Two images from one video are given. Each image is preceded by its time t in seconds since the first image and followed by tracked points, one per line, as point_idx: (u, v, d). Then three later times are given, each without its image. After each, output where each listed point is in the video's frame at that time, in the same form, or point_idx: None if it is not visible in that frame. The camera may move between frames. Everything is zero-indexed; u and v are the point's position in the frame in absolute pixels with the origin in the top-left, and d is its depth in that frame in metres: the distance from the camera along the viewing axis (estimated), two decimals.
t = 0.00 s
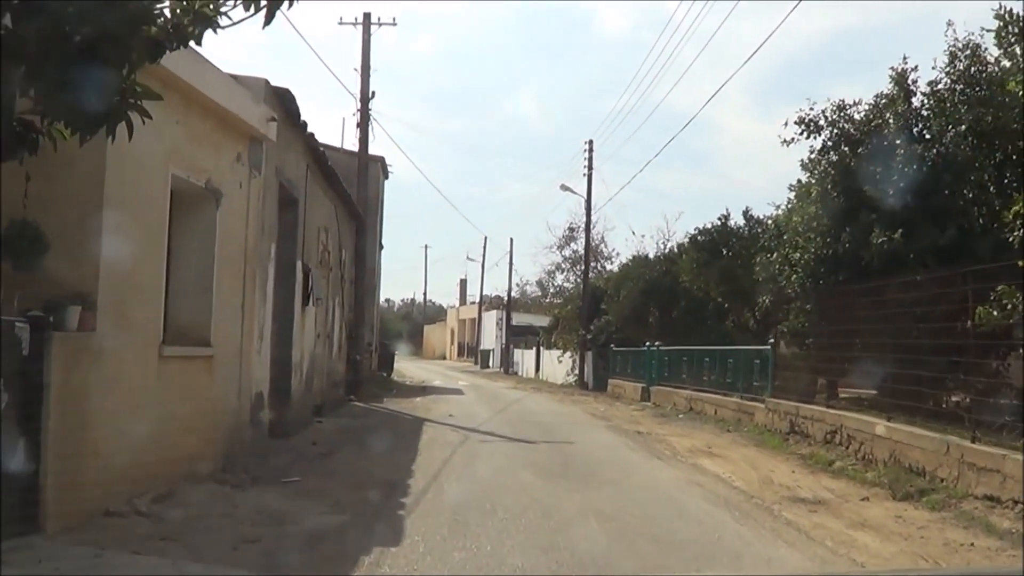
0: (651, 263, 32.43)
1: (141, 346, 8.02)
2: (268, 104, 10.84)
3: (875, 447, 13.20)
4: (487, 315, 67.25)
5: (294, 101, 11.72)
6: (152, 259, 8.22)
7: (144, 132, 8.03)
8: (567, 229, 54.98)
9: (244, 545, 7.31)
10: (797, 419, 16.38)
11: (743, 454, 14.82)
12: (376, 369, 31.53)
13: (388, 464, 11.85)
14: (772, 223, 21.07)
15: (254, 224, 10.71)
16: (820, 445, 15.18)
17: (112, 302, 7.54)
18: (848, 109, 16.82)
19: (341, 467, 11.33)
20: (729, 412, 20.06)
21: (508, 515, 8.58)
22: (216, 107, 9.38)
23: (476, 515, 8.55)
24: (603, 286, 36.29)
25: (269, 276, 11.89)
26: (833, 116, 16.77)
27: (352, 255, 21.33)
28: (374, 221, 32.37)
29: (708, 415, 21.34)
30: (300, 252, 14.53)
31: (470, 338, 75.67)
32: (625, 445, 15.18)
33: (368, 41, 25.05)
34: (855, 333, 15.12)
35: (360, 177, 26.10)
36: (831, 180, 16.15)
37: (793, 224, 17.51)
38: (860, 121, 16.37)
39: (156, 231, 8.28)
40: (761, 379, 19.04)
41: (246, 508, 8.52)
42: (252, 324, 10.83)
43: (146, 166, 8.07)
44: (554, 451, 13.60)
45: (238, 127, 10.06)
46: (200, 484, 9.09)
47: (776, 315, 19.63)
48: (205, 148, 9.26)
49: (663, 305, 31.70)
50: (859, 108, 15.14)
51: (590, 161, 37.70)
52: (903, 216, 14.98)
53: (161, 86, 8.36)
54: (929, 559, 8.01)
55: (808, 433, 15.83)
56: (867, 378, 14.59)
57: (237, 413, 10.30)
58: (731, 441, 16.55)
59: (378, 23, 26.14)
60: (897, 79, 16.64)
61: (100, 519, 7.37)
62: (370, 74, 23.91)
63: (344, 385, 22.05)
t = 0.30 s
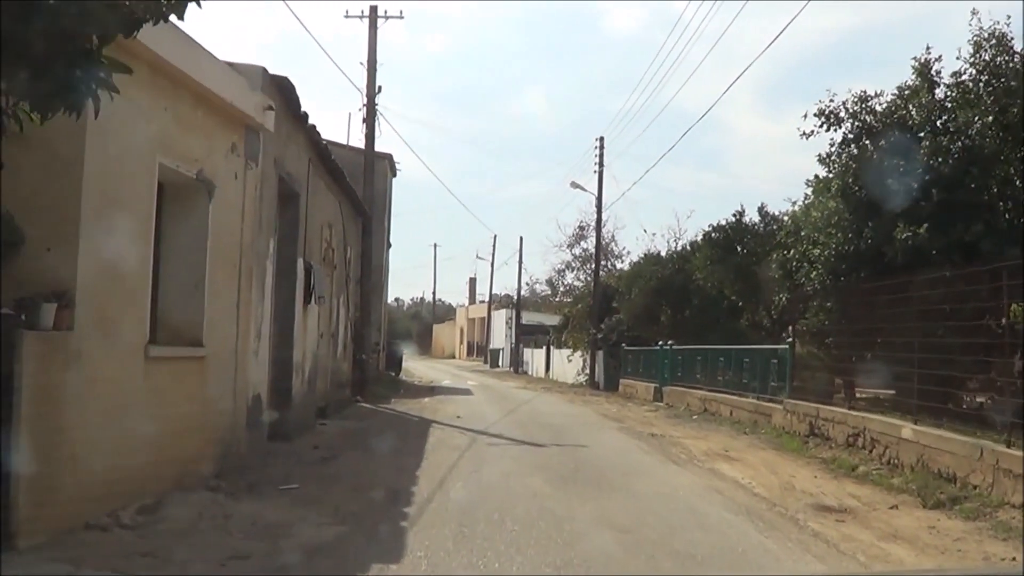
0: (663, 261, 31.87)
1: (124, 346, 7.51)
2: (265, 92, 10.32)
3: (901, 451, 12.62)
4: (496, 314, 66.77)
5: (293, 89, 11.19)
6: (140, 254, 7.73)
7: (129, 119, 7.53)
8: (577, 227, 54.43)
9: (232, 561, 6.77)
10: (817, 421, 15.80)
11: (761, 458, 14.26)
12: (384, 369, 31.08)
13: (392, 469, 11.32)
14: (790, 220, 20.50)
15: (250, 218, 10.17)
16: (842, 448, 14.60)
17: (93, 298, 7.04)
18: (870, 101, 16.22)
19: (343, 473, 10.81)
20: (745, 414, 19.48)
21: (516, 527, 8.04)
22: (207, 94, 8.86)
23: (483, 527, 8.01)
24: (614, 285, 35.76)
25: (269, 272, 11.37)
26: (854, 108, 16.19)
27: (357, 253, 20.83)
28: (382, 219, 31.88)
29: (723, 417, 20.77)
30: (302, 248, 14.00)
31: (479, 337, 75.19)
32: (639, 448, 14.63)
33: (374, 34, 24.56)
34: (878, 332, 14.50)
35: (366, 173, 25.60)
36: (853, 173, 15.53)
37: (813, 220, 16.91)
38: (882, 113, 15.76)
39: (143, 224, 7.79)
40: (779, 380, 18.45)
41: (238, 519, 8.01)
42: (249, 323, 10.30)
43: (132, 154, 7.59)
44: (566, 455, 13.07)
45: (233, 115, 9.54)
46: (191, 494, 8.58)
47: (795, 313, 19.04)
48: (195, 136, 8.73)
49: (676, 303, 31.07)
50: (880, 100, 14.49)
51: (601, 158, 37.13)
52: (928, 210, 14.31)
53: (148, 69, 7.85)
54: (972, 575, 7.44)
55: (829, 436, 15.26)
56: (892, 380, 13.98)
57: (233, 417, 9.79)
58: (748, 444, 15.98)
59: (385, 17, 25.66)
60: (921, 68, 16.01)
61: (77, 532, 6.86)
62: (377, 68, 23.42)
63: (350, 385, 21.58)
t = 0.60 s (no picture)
0: (676, 259, 31.18)
1: (100, 348, 6.92)
2: (257, 76, 9.70)
3: (932, 457, 11.94)
4: (506, 314, 66.13)
5: (287, 74, 10.56)
6: (118, 247, 7.15)
7: (104, 101, 6.95)
8: (588, 226, 53.74)
9: None
10: (840, 424, 15.12)
11: (783, 464, 13.60)
12: (390, 370, 30.50)
13: (395, 477, 10.71)
14: (808, 214, 19.76)
15: (242, 211, 9.54)
16: (867, 452, 13.92)
17: (64, 295, 6.46)
18: (895, 89, 15.49)
19: (342, 482, 10.20)
20: (763, 416, 18.80)
21: (526, 543, 7.42)
22: (191, 76, 8.23)
23: (490, 543, 7.39)
24: (626, 283, 35.08)
25: (264, 268, 10.74)
26: (879, 98, 15.47)
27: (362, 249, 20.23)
28: (388, 217, 31.27)
29: (740, 419, 20.09)
30: (303, 244, 13.38)
31: (489, 337, 74.58)
32: (654, 453, 13.99)
33: (380, 27, 23.97)
34: (907, 332, 13.75)
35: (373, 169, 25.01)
36: (878, 165, 14.81)
37: (836, 215, 16.19)
38: (908, 102, 15.01)
39: (120, 215, 7.19)
40: (799, 382, 17.77)
41: (223, 534, 7.38)
42: (242, 322, 9.69)
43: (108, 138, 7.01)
44: (578, 460, 12.44)
45: (221, 100, 8.94)
46: (176, 506, 7.99)
47: (816, 312, 18.34)
48: (179, 122, 8.12)
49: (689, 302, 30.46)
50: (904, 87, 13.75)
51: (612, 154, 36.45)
52: (958, 203, 13.42)
53: (124, 46, 7.24)
54: None
55: (853, 440, 14.58)
56: (920, 381, 13.27)
57: (224, 423, 9.18)
58: (768, 449, 15.31)
59: (390, 9, 25.07)
60: (949, 55, 15.21)
61: (46, 550, 6.27)
62: (383, 61, 22.82)
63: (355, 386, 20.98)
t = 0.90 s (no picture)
0: (686, 256, 30.60)
1: (71, 349, 6.39)
2: (245, 60, 9.14)
3: (961, 462, 11.35)
4: (512, 313, 65.56)
5: (278, 59, 9.99)
6: (90, 241, 6.63)
7: (75, 80, 6.43)
8: (595, 224, 53.14)
9: None
10: (860, 426, 14.52)
11: (801, 467, 13.03)
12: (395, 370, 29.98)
13: (395, 484, 10.17)
14: (824, 208, 19.14)
15: (232, 203, 9.00)
16: (889, 456, 13.33)
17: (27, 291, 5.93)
18: (915, 77, 14.86)
19: (338, 490, 9.66)
20: (778, 418, 18.20)
21: (533, 558, 6.88)
22: (173, 58, 7.70)
23: (494, 558, 6.85)
24: (635, 281, 34.49)
25: (257, 264, 10.20)
26: (898, 86, 14.84)
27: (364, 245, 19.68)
28: (392, 214, 30.75)
29: (754, 420, 19.49)
30: (300, 239, 12.85)
31: (495, 336, 73.98)
32: (666, 456, 13.42)
33: (382, 19, 23.44)
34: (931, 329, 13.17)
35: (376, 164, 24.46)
36: (898, 156, 14.20)
37: (855, 208, 15.59)
38: (929, 90, 14.39)
39: (92, 206, 6.66)
40: (816, 382, 17.17)
41: (206, 549, 6.86)
42: (232, 320, 9.16)
43: (79, 121, 6.49)
44: (587, 465, 11.89)
45: (207, 85, 8.40)
46: (157, 517, 7.47)
47: (833, 310, 17.74)
48: (159, 106, 7.60)
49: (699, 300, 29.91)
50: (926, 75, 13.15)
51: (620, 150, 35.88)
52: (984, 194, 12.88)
53: (98, 23, 6.72)
54: None
55: (873, 443, 13.99)
56: (944, 382, 12.70)
57: (212, 428, 8.66)
58: (785, 452, 14.72)
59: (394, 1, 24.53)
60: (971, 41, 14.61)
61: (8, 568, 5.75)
62: (385, 54, 22.30)
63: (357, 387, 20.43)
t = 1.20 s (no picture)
0: (696, 253, 29.95)
1: (27, 351, 5.77)
2: (229, 38, 8.51)
3: (995, 469, 10.67)
4: (519, 312, 64.97)
5: (266, 38, 9.33)
6: (52, 229, 6.02)
7: (31, 54, 5.79)
8: (603, 222, 52.50)
9: None
10: (882, 430, 13.85)
11: (822, 473, 12.38)
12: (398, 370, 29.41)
13: (392, 494, 9.56)
14: (841, 202, 18.43)
15: (217, 191, 8.38)
16: (914, 461, 12.66)
17: None
18: (941, 63, 14.15)
19: (331, 501, 9.05)
20: (794, 420, 17.53)
21: None
22: (148, 32, 7.06)
23: None
24: (643, 279, 33.85)
25: (245, 257, 9.58)
26: (922, 72, 14.14)
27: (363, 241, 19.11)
28: (395, 211, 30.13)
29: (768, 422, 18.83)
30: (295, 234, 12.21)
31: (502, 336, 73.46)
32: (679, 461, 12.78)
33: (384, 9, 22.81)
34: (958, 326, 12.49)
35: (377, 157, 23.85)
36: (922, 145, 13.50)
37: (878, 201, 14.91)
38: (956, 76, 13.69)
39: (55, 193, 6.04)
40: (834, 383, 16.50)
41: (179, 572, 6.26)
42: (217, 319, 8.54)
43: (39, 97, 5.87)
44: (596, 471, 11.26)
45: (188, 64, 7.77)
46: (130, 534, 6.88)
47: (852, 307, 17.06)
48: (130, 85, 6.96)
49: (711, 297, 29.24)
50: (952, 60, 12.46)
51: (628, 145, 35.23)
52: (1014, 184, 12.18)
53: None
54: None
55: (896, 447, 13.31)
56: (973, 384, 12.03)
57: (193, 435, 8.04)
58: (803, 456, 14.07)
59: None
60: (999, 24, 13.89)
61: None
62: (386, 45, 21.67)
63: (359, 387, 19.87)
